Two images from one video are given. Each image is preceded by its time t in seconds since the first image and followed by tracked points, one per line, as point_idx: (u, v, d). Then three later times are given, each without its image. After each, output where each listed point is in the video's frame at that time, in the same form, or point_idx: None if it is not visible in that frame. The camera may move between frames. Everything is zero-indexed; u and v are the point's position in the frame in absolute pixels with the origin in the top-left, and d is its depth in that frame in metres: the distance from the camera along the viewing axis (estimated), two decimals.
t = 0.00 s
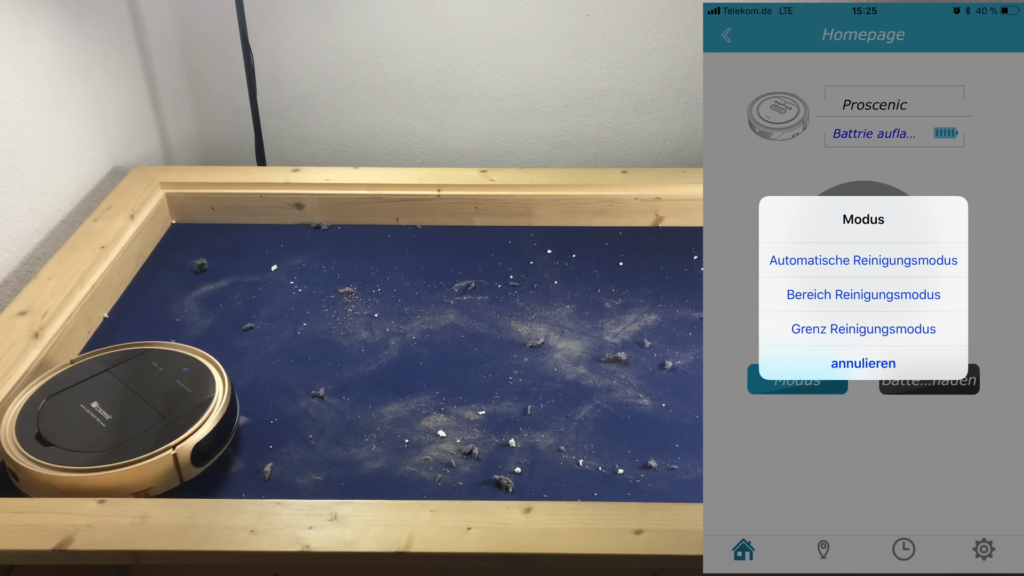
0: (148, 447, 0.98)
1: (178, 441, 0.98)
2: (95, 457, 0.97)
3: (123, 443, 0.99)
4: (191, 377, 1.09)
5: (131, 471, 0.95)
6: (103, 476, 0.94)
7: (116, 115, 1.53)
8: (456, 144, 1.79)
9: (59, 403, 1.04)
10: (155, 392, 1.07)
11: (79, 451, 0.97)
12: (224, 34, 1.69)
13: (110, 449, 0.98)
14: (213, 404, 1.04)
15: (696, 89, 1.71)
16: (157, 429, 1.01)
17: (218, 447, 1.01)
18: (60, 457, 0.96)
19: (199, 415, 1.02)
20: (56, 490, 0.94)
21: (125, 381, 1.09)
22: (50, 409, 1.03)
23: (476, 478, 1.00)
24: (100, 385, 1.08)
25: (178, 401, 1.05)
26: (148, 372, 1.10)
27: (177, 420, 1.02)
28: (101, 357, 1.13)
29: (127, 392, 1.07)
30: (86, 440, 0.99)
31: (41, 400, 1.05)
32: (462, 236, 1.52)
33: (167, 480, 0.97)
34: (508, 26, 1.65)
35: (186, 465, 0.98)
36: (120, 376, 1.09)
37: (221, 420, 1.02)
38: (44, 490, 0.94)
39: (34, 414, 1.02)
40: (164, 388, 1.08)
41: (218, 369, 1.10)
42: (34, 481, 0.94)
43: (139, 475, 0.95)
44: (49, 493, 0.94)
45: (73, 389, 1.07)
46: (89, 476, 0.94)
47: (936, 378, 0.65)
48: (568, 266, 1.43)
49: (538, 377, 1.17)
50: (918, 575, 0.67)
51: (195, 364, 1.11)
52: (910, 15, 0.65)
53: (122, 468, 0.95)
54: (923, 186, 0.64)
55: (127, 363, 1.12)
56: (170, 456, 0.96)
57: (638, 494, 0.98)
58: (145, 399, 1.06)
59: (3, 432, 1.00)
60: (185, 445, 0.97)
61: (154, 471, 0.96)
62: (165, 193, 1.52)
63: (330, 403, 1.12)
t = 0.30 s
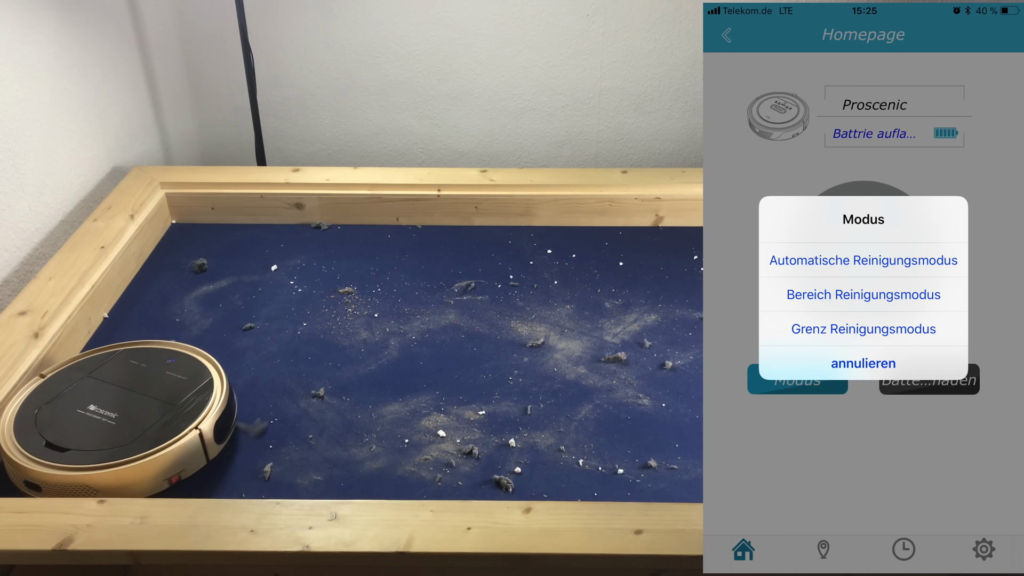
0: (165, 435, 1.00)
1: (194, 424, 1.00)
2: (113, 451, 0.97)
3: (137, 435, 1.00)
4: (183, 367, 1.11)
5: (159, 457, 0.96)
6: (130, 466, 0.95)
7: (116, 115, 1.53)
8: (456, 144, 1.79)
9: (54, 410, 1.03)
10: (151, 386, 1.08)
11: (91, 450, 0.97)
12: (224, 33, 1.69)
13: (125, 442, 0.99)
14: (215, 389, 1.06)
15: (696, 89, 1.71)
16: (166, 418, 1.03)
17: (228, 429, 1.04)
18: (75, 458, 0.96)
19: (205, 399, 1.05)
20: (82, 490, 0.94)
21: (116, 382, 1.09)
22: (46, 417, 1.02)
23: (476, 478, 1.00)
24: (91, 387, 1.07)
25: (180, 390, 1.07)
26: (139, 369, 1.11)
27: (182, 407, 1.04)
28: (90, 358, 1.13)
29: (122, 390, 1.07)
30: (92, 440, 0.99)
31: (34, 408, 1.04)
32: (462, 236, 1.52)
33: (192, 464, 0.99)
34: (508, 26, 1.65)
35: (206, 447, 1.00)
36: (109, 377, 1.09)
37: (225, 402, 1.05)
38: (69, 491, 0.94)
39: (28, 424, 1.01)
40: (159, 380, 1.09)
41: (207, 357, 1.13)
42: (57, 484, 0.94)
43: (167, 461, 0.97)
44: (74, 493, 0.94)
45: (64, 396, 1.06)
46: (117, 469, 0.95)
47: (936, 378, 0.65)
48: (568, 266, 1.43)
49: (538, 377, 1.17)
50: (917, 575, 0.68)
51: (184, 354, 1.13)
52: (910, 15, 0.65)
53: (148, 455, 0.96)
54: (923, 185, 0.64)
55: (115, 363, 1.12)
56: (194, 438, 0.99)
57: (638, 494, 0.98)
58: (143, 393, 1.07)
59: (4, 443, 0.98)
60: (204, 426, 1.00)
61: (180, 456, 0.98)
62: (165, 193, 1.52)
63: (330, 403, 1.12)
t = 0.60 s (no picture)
0: (177, 423, 1.01)
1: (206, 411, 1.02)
2: (130, 446, 0.98)
3: (148, 427, 1.01)
4: (172, 360, 1.12)
5: (180, 444, 0.98)
6: (153, 457, 0.96)
7: (116, 115, 1.53)
8: (456, 144, 1.79)
9: (51, 415, 1.03)
10: (147, 382, 1.09)
11: (104, 449, 0.98)
12: (224, 33, 1.69)
13: (138, 437, 0.99)
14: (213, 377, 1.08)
15: (697, 90, 1.71)
16: (172, 408, 1.04)
17: (231, 415, 1.06)
18: (91, 457, 0.96)
19: (206, 387, 1.07)
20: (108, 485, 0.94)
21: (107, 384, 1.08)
22: (45, 425, 1.01)
23: (477, 478, 1.00)
24: (84, 391, 1.07)
25: (179, 381, 1.08)
26: (131, 369, 1.11)
27: (184, 398, 1.06)
28: (81, 362, 1.12)
29: (117, 390, 1.07)
30: (100, 439, 0.99)
31: (30, 418, 1.02)
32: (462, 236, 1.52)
33: (209, 449, 1.01)
34: (509, 26, 1.65)
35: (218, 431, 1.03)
36: (99, 381, 1.09)
37: (224, 388, 1.07)
38: (94, 490, 0.94)
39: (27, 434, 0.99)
40: (154, 376, 1.10)
41: (196, 351, 1.14)
42: (82, 484, 0.94)
43: (189, 447, 0.98)
44: (99, 490, 0.94)
45: (57, 403, 1.05)
46: (141, 461, 0.96)
47: (936, 379, 0.65)
48: (568, 266, 1.43)
49: (538, 377, 1.17)
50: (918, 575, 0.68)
51: (171, 349, 1.14)
52: (910, 15, 0.65)
53: (168, 443, 0.98)
54: (923, 185, 0.64)
55: (105, 364, 1.11)
56: (209, 423, 1.01)
57: (638, 494, 0.98)
58: (141, 390, 1.07)
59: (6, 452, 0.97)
60: (215, 410, 1.02)
61: (198, 442, 0.99)
62: (165, 193, 1.52)
63: (330, 403, 1.12)
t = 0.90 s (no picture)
0: (186, 411, 1.03)
1: (211, 397, 1.05)
2: (145, 438, 0.99)
3: (158, 419, 1.03)
4: (165, 356, 1.13)
5: (197, 428, 1.00)
6: (172, 444, 0.98)
7: (116, 115, 1.53)
8: (456, 144, 1.79)
9: (51, 420, 1.02)
10: (142, 380, 1.10)
11: (118, 444, 0.99)
12: (224, 33, 1.69)
13: (151, 429, 1.01)
14: (208, 368, 1.11)
15: (697, 89, 1.71)
16: (176, 399, 1.06)
17: (231, 403, 1.09)
18: (109, 453, 0.97)
19: (205, 377, 1.09)
20: (134, 477, 0.96)
21: (102, 388, 1.08)
22: (47, 432, 1.00)
23: (477, 478, 1.00)
24: (79, 396, 1.06)
25: (176, 375, 1.10)
26: (125, 371, 1.11)
27: (185, 389, 1.07)
28: (73, 367, 1.11)
29: (114, 391, 1.08)
30: (110, 437, 1.00)
31: (28, 426, 1.01)
32: (462, 236, 1.52)
33: (220, 432, 1.04)
34: (509, 26, 1.64)
35: (224, 415, 1.05)
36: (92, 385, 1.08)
37: (221, 376, 1.10)
38: (120, 484, 0.95)
39: (31, 442, 0.98)
40: (149, 374, 1.11)
41: (187, 346, 1.16)
42: (109, 479, 0.95)
43: (205, 431, 1.01)
44: (126, 483, 0.96)
45: (53, 409, 1.04)
46: (163, 449, 0.97)
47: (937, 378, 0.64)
48: (568, 266, 1.43)
49: (538, 377, 1.17)
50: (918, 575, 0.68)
51: (160, 347, 1.15)
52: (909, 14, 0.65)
53: (184, 429, 1.00)
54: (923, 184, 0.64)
55: (98, 368, 1.11)
56: (217, 407, 1.04)
57: (638, 494, 0.98)
58: (140, 388, 1.08)
59: (6, 461, 0.96)
60: (219, 397, 1.05)
61: (211, 426, 1.02)
62: (165, 193, 1.52)
63: (330, 403, 1.12)
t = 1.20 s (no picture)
0: (189, 402, 1.04)
1: (214, 389, 1.06)
2: (149, 428, 1.00)
3: (162, 410, 1.03)
4: (167, 347, 1.14)
5: (200, 420, 1.01)
6: (177, 434, 0.99)
7: (117, 115, 1.53)
8: (456, 144, 1.79)
9: (55, 411, 1.03)
10: (146, 371, 1.10)
11: (122, 435, 0.99)
12: (224, 33, 1.68)
13: (155, 419, 1.02)
14: (211, 360, 1.11)
15: (697, 89, 1.71)
16: (180, 390, 1.06)
17: (234, 395, 1.10)
18: (112, 443, 0.98)
19: (209, 369, 1.10)
20: (137, 467, 0.97)
21: (106, 379, 1.09)
22: (52, 422, 1.01)
23: (477, 478, 1.00)
24: (84, 387, 1.07)
25: (180, 367, 1.11)
26: (129, 362, 1.12)
27: (187, 379, 1.08)
28: (77, 358, 1.12)
29: (116, 382, 1.08)
30: (114, 427, 1.00)
31: (33, 418, 1.02)
32: (462, 236, 1.52)
33: (223, 424, 1.05)
34: (509, 26, 1.64)
35: (227, 406, 1.06)
36: (95, 376, 1.09)
37: (224, 368, 1.11)
38: (124, 473, 0.96)
39: (36, 432, 0.99)
40: (153, 365, 1.11)
41: (190, 338, 1.17)
42: (112, 469, 0.95)
43: (208, 422, 1.02)
44: (129, 473, 0.96)
45: (57, 400, 1.05)
46: (166, 439, 0.98)
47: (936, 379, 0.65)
48: (568, 266, 1.43)
49: (538, 377, 1.17)
50: None
51: (163, 339, 1.16)
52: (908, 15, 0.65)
53: (188, 420, 1.01)
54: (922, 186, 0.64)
55: (99, 359, 1.12)
56: (220, 399, 1.05)
57: (638, 494, 0.98)
58: (142, 378, 1.09)
59: (13, 450, 0.97)
60: (223, 388, 1.06)
61: (214, 417, 1.03)
62: (165, 193, 1.52)
63: (330, 403, 1.12)
